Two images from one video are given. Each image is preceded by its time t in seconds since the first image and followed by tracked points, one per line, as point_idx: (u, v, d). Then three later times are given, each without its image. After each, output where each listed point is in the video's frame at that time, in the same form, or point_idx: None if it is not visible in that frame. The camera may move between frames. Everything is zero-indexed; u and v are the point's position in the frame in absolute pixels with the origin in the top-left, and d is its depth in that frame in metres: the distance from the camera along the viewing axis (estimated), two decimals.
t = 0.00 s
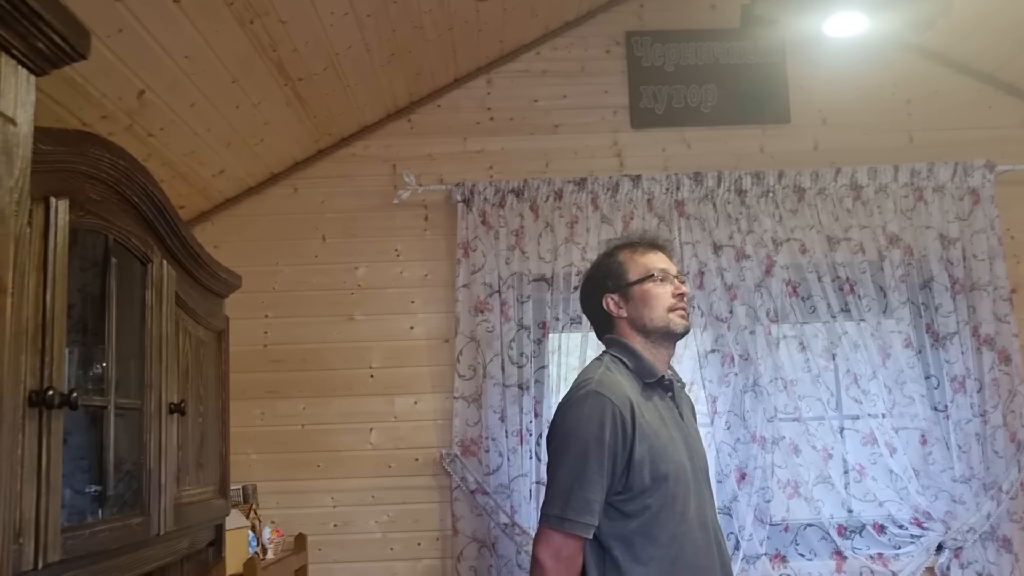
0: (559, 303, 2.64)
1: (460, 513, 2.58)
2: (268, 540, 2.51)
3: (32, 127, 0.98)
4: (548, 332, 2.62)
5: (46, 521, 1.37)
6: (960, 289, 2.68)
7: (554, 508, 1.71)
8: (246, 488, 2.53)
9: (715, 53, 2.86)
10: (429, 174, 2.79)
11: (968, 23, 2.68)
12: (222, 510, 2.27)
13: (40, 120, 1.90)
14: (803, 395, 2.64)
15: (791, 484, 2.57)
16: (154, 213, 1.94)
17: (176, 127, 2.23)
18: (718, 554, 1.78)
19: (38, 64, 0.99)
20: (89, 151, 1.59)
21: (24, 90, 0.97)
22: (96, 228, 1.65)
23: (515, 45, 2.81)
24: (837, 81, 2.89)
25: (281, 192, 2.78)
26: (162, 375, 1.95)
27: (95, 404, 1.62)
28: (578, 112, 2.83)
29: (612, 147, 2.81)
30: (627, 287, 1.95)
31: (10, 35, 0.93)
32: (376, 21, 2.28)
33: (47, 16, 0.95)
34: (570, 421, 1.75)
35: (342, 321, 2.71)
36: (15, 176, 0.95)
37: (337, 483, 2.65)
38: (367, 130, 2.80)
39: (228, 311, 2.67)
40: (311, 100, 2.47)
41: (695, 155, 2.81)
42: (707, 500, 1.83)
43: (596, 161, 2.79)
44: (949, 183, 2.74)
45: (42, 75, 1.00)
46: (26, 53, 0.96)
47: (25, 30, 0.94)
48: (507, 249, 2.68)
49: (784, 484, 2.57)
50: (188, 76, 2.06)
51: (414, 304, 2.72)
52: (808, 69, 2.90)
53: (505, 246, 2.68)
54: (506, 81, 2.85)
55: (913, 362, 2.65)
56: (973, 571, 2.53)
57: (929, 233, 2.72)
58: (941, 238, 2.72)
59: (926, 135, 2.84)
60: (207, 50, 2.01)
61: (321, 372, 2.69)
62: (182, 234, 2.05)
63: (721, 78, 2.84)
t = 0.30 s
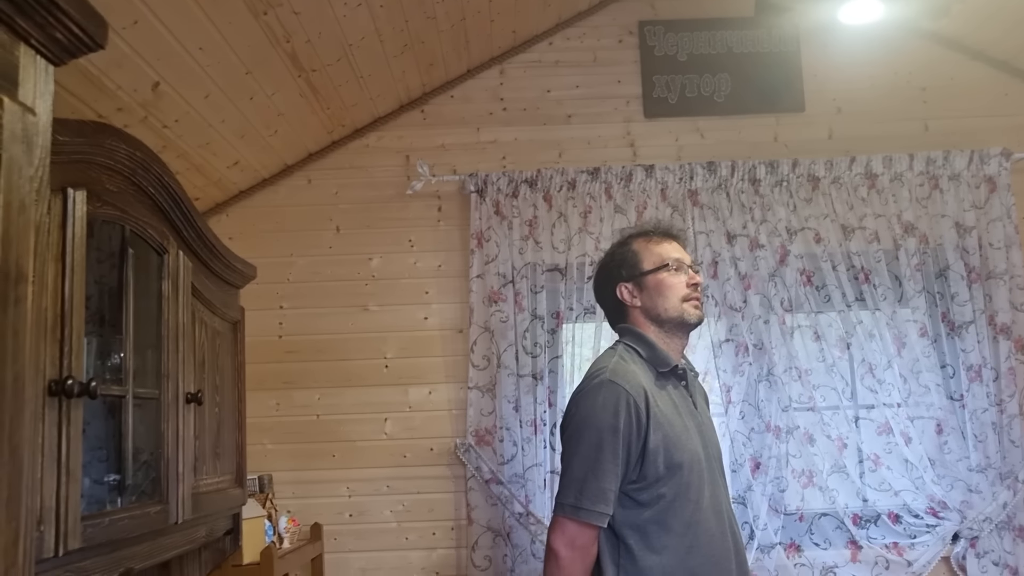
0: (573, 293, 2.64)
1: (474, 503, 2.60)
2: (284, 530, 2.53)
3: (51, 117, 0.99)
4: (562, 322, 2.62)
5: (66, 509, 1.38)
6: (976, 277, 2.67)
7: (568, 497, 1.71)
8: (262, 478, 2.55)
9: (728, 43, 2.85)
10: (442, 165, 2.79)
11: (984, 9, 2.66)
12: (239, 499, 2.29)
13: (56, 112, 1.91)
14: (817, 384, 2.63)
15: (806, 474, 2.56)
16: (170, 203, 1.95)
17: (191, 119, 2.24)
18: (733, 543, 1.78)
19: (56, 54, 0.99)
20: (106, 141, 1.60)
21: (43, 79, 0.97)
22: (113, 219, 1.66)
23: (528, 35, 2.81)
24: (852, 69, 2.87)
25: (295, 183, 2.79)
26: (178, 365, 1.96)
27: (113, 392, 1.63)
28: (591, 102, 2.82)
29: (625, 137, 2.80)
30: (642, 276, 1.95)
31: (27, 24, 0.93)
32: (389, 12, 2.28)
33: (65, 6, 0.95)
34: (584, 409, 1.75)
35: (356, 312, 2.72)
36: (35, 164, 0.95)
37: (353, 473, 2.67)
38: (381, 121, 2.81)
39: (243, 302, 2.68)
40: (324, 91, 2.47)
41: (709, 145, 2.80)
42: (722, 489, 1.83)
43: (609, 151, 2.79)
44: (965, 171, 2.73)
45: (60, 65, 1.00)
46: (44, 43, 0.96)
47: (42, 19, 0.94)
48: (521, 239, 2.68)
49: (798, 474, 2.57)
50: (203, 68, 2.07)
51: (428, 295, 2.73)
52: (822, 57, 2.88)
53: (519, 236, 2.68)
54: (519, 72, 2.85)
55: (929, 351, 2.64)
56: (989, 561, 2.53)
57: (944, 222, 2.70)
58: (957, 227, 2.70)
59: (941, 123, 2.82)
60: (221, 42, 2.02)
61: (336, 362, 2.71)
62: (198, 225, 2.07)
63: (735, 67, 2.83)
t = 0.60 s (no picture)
0: (579, 276, 2.64)
1: (480, 486, 2.60)
2: (290, 512, 2.54)
3: (54, 96, 0.98)
4: (567, 305, 2.62)
5: (73, 490, 1.38)
6: (983, 260, 2.66)
7: (573, 478, 1.71)
8: (268, 460, 2.55)
9: (734, 24, 2.83)
10: (447, 147, 2.78)
11: None
12: (245, 481, 2.30)
13: (60, 94, 1.91)
14: (823, 367, 2.62)
15: (811, 457, 2.57)
16: (174, 185, 1.94)
17: (195, 101, 2.23)
18: (738, 523, 1.78)
19: (59, 31, 0.98)
20: (110, 122, 1.60)
21: (45, 57, 0.97)
22: (117, 200, 1.65)
23: (533, 17, 2.79)
24: (859, 50, 2.85)
25: (300, 166, 2.78)
26: (184, 347, 1.96)
27: (119, 374, 1.64)
28: (596, 84, 2.81)
29: (631, 119, 2.79)
30: (648, 258, 1.94)
31: None
32: None
33: None
34: (589, 391, 1.75)
35: (362, 295, 2.72)
36: (38, 142, 0.94)
37: (358, 455, 2.68)
38: (385, 104, 2.79)
39: (248, 285, 2.68)
40: (329, 73, 2.46)
41: (715, 127, 2.78)
42: (728, 470, 1.83)
43: (615, 134, 2.78)
44: (973, 153, 2.71)
45: (63, 42, 0.99)
46: (47, 20, 0.96)
47: None
48: (526, 222, 2.67)
49: (803, 457, 2.57)
50: (206, 50, 2.06)
51: (433, 278, 2.73)
52: (829, 38, 2.86)
53: (524, 219, 2.67)
54: (524, 54, 2.83)
55: (935, 334, 2.63)
56: (994, 543, 2.53)
57: (952, 204, 2.69)
58: (964, 210, 2.69)
59: (949, 105, 2.80)
60: (225, 23, 2.01)
61: (341, 345, 2.71)
62: (202, 207, 2.06)
63: (741, 49, 2.82)
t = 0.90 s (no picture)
0: (579, 264, 2.64)
1: (480, 473, 2.61)
2: (290, 499, 2.54)
3: (51, 80, 0.97)
4: (567, 293, 2.62)
5: (73, 475, 1.38)
6: (984, 248, 2.66)
7: (574, 464, 1.72)
8: (268, 448, 2.56)
9: (735, 11, 2.82)
10: (447, 135, 2.77)
11: None
12: (245, 468, 2.30)
13: (57, 80, 1.90)
14: (823, 355, 2.62)
15: (810, 445, 2.57)
16: (173, 171, 1.94)
17: (194, 88, 2.22)
18: (738, 509, 1.79)
19: (55, 15, 0.98)
20: (108, 108, 1.59)
21: (43, 40, 0.96)
22: (116, 186, 1.65)
23: (533, 4, 2.78)
24: (860, 37, 2.84)
25: (299, 153, 2.77)
26: (183, 334, 1.96)
27: (118, 360, 1.63)
28: (596, 72, 2.80)
29: (631, 107, 2.78)
30: (649, 245, 1.94)
31: None
32: None
33: None
34: (590, 377, 1.75)
35: (361, 283, 2.72)
36: (35, 125, 0.93)
37: (358, 443, 2.68)
38: (385, 91, 2.78)
39: (248, 273, 2.68)
40: (328, 60, 2.45)
41: (715, 114, 2.78)
42: (728, 457, 1.83)
43: (615, 121, 2.77)
44: (974, 140, 2.70)
45: (60, 26, 0.99)
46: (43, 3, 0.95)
47: None
48: (526, 209, 2.67)
49: (803, 444, 2.57)
50: (205, 36, 2.05)
51: (433, 266, 2.73)
52: (830, 26, 2.85)
53: (524, 206, 2.66)
54: (524, 41, 2.82)
55: (935, 322, 2.63)
56: (993, 531, 2.53)
57: (952, 191, 2.69)
58: (965, 197, 2.69)
59: (951, 92, 2.79)
60: (223, 9, 1.99)
61: (341, 333, 2.71)
62: (201, 194, 2.06)
63: (742, 36, 2.80)
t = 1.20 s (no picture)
0: (578, 254, 2.63)
1: (479, 464, 2.61)
2: (290, 490, 2.55)
3: (47, 69, 0.96)
4: (566, 284, 2.62)
5: (72, 466, 1.38)
6: (984, 239, 2.65)
7: (574, 455, 1.72)
8: (268, 439, 2.56)
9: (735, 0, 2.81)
10: (446, 125, 2.77)
11: None
12: (245, 459, 2.30)
13: (55, 69, 1.89)
14: (823, 346, 2.62)
15: (810, 435, 2.57)
16: (171, 162, 1.93)
17: (192, 78, 2.21)
18: (739, 500, 1.79)
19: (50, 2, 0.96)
20: (105, 98, 1.58)
21: (37, 29, 0.95)
22: (114, 176, 1.64)
23: None
24: (860, 27, 2.83)
25: (298, 144, 2.76)
26: (182, 324, 1.96)
27: (117, 351, 1.63)
28: (596, 61, 2.79)
29: (631, 97, 2.77)
30: (656, 233, 1.92)
31: None
32: None
33: None
34: (590, 368, 1.75)
35: (360, 274, 2.72)
36: (31, 114, 0.92)
37: (358, 434, 2.68)
38: (383, 82, 2.77)
39: (247, 264, 2.68)
40: (327, 50, 2.44)
41: (715, 105, 2.77)
42: (728, 447, 1.83)
43: (615, 111, 2.76)
44: (975, 131, 2.70)
45: (55, 14, 0.97)
46: None
47: None
48: (525, 200, 2.66)
49: (802, 435, 2.57)
50: (203, 26, 2.04)
51: (432, 257, 2.72)
52: (831, 16, 2.84)
53: (524, 197, 2.66)
54: (523, 31, 2.81)
55: (935, 313, 2.63)
56: (992, 521, 2.54)
57: (952, 181, 2.68)
58: (965, 187, 2.68)
59: (951, 82, 2.78)
60: None
61: (340, 324, 2.71)
62: (200, 184, 2.05)
63: (742, 25, 2.79)
